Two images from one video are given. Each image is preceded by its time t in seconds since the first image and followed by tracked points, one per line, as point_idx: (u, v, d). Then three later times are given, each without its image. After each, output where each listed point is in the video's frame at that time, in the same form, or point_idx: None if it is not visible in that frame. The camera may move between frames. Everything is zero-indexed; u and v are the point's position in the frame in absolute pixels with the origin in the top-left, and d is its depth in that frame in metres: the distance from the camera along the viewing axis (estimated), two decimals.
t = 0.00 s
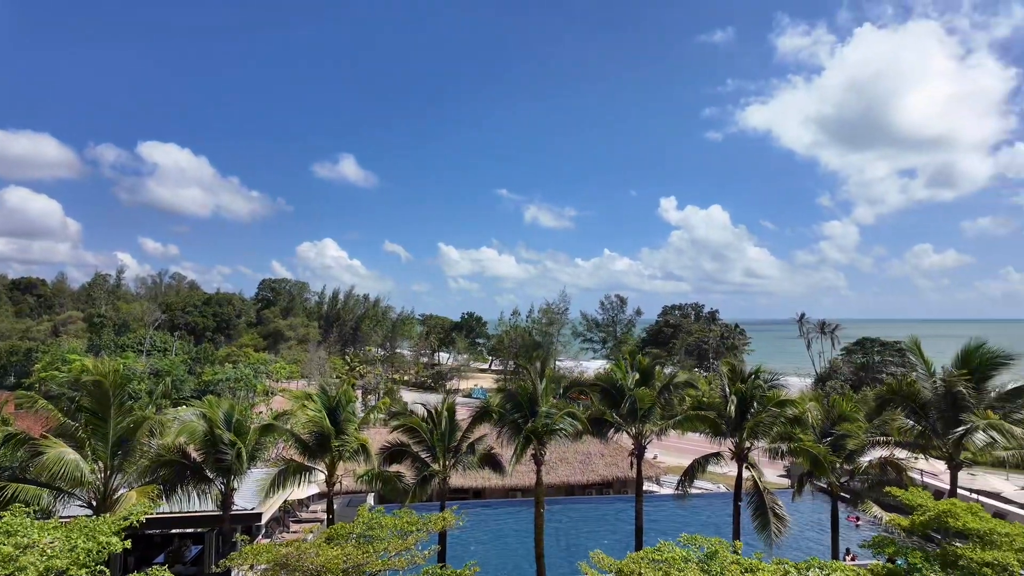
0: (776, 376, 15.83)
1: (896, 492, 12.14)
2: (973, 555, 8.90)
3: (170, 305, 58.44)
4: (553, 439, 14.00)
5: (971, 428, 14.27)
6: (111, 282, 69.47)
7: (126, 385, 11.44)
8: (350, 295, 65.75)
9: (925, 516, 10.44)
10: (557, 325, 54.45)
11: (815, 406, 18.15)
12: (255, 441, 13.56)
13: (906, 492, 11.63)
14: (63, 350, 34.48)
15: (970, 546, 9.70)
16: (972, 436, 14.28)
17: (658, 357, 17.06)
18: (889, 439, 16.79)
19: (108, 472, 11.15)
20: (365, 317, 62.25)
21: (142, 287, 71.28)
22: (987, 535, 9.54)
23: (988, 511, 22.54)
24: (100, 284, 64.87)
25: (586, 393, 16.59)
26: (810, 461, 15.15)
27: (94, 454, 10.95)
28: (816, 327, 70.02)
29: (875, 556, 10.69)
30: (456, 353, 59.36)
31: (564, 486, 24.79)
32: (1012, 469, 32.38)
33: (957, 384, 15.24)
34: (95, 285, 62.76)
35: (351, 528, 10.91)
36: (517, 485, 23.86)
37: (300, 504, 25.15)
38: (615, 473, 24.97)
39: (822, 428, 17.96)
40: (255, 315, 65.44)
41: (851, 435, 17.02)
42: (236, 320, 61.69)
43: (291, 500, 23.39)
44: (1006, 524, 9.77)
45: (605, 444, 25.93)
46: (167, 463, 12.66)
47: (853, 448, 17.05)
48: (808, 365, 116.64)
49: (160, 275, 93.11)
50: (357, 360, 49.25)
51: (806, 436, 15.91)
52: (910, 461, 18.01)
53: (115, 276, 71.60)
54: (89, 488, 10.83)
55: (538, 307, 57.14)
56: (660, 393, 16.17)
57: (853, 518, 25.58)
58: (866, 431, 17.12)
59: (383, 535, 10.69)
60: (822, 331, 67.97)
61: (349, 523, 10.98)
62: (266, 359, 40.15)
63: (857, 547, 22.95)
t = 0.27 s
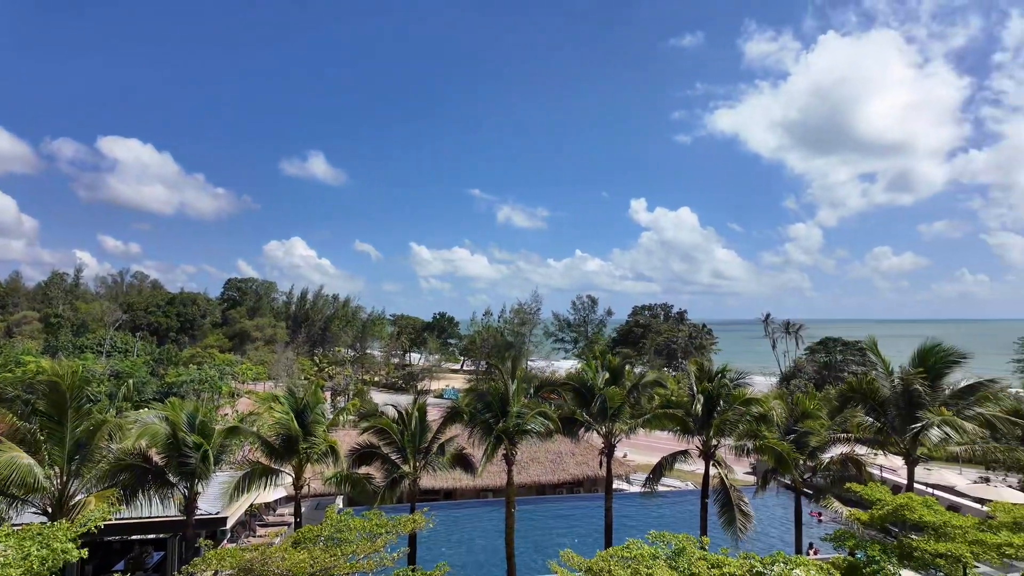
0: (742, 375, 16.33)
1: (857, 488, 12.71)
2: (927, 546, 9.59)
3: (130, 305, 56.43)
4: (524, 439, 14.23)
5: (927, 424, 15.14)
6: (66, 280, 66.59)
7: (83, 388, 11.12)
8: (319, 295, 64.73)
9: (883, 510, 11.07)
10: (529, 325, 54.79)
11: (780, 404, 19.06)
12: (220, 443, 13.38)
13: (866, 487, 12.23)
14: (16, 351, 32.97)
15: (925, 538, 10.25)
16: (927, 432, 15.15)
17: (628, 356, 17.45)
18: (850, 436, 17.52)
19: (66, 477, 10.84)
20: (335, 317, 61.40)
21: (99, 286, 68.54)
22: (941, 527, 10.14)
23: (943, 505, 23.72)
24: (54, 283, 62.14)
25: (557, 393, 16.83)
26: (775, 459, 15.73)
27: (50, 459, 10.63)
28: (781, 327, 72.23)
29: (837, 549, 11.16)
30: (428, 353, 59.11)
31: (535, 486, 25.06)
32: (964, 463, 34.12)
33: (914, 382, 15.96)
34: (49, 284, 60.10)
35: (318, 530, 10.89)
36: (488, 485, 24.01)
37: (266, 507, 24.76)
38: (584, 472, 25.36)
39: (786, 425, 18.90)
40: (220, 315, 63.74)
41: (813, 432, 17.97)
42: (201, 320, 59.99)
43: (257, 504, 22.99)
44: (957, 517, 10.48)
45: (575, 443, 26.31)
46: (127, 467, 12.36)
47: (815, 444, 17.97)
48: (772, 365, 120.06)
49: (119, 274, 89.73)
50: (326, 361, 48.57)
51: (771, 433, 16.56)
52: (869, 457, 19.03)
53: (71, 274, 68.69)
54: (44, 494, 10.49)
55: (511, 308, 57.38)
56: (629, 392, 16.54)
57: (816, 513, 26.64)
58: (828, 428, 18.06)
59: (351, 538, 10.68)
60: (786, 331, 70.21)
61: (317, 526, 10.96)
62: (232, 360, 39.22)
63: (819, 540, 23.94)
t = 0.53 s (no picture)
0: (708, 374, 16.82)
1: (817, 482, 13.19)
2: (884, 539, 10.13)
3: (88, 304, 54.34)
4: (495, 439, 14.37)
5: (886, 421, 15.77)
6: (18, 279, 63.66)
7: (39, 390, 10.84)
8: (287, 294, 63.53)
9: (842, 504, 11.53)
10: (500, 325, 54.99)
11: (745, 403, 19.64)
12: (182, 446, 13.18)
13: (827, 482, 12.68)
14: None
15: (882, 531, 10.71)
16: (886, 428, 15.77)
17: (598, 355, 17.67)
18: (812, 433, 17.94)
19: (18, 483, 10.49)
20: (303, 318, 60.37)
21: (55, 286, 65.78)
22: (897, 520, 10.55)
23: (899, 499, 24.90)
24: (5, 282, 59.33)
25: (528, 393, 16.99)
26: (740, 456, 16.31)
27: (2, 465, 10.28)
28: (746, 326, 74.36)
29: (798, 543, 11.62)
30: (399, 354, 58.68)
31: (505, 486, 25.25)
32: (918, 459, 35.76)
33: (872, 380, 16.98)
34: None
35: (284, 534, 10.86)
36: (459, 486, 24.09)
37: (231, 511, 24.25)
38: (554, 472, 25.70)
39: (751, 422, 19.33)
40: (184, 315, 61.93)
41: (776, 430, 18.46)
42: (163, 321, 58.19)
43: (221, 508, 22.53)
44: (911, 510, 10.93)
45: (545, 443, 26.63)
46: (85, 472, 12.02)
47: (778, 442, 18.51)
48: (737, 364, 123.39)
49: (75, 273, 86.20)
50: (294, 362, 47.75)
51: (735, 431, 17.03)
52: (830, 454, 19.73)
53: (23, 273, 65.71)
54: None
55: (482, 308, 57.48)
56: (598, 391, 16.85)
57: (779, 510, 27.60)
58: (791, 425, 18.56)
59: (317, 543, 10.65)
60: (751, 330, 72.29)
61: (283, 529, 10.94)
62: (195, 361, 38.20)
63: (781, 535, 24.81)
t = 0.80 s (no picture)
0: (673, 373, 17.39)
1: (780, 479, 13.67)
2: (840, 532, 10.47)
3: (38, 304, 51.97)
4: (463, 439, 14.52)
5: (842, 418, 16.60)
6: None
7: None
8: (251, 294, 62.05)
9: (803, 500, 11.96)
10: (470, 325, 55.04)
11: (710, 401, 20.56)
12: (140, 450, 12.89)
13: (788, 479, 13.18)
14: None
15: (840, 524, 11.10)
16: (843, 425, 16.58)
17: (567, 355, 18.01)
18: (774, 430, 19.24)
19: None
20: (267, 318, 59.08)
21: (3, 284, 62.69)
22: (853, 513, 10.97)
23: (856, 494, 26.12)
24: None
25: (499, 393, 17.20)
26: (704, 453, 17.02)
27: None
28: (711, 326, 76.32)
29: (761, 537, 12.16)
30: (367, 355, 58.06)
31: (474, 486, 25.38)
32: (874, 455, 37.43)
33: (832, 378, 17.57)
34: None
35: (247, 538, 10.77)
36: (427, 487, 24.11)
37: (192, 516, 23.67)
38: (523, 471, 25.98)
39: (716, 419, 20.18)
40: (143, 315, 59.87)
41: (740, 428, 19.49)
42: (120, 321, 56.10)
43: (182, 514, 21.96)
44: (867, 504, 11.36)
45: (515, 443, 26.89)
46: (36, 478, 11.65)
47: (742, 439, 19.53)
48: (702, 364, 126.50)
49: (24, 271, 82.16)
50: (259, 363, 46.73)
51: (699, 428, 17.59)
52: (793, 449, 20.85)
53: None
54: None
55: (452, 309, 57.43)
56: (567, 390, 17.17)
57: (743, 506, 28.52)
58: (754, 423, 19.64)
59: (281, 546, 10.61)
60: (716, 331, 74.24)
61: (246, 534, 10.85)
62: (155, 362, 37.04)
63: (745, 531, 25.67)
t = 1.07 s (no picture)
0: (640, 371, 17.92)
1: (743, 475, 13.99)
2: (801, 527, 10.95)
3: None
4: (432, 440, 14.65)
5: (804, 416, 17.44)
6: None
7: None
8: (215, 293, 60.48)
9: (765, 495, 12.12)
10: (440, 325, 54.95)
11: (676, 400, 20.97)
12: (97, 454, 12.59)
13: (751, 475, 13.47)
14: None
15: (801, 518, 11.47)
16: (804, 422, 17.43)
17: (536, 356, 18.32)
18: (739, 427, 19.92)
19: None
20: (232, 318, 57.70)
21: None
22: (814, 508, 11.32)
23: (817, 489, 27.17)
24: None
25: (470, 393, 17.39)
26: (671, 451, 17.54)
27: None
28: (678, 326, 78.02)
29: (726, 534, 12.63)
30: (335, 355, 57.30)
31: (444, 487, 25.46)
32: (834, 451, 39.02)
33: (793, 376, 18.44)
34: None
35: (210, 542, 10.68)
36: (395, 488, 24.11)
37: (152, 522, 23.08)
38: (493, 471, 26.20)
39: (681, 418, 20.40)
40: (100, 315, 57.70)
41: (704, 426, 19.69)
42: (76, 321, 53.96)
43: (141, 519, 21.40)
44: (826, 499, 11.73)
45: (485, 443, 27.10)
46: None
47: (707, 437, 19.76)
48: (669, 363, 129.08)
49: None
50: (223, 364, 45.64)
51: (666, 426, 18.09)
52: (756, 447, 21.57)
53: None
54: None
55: (422, 309, 57.15)
56: (536, 390, 17.43)
57: (709, 502, 29.37)
58: (719, 421, 20.15)
59: (244, 551, 10.54)
60: (683, 330, 75.96)
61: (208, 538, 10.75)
62: (113, 363, 35.84)
63: (710, 528, 26.46)
